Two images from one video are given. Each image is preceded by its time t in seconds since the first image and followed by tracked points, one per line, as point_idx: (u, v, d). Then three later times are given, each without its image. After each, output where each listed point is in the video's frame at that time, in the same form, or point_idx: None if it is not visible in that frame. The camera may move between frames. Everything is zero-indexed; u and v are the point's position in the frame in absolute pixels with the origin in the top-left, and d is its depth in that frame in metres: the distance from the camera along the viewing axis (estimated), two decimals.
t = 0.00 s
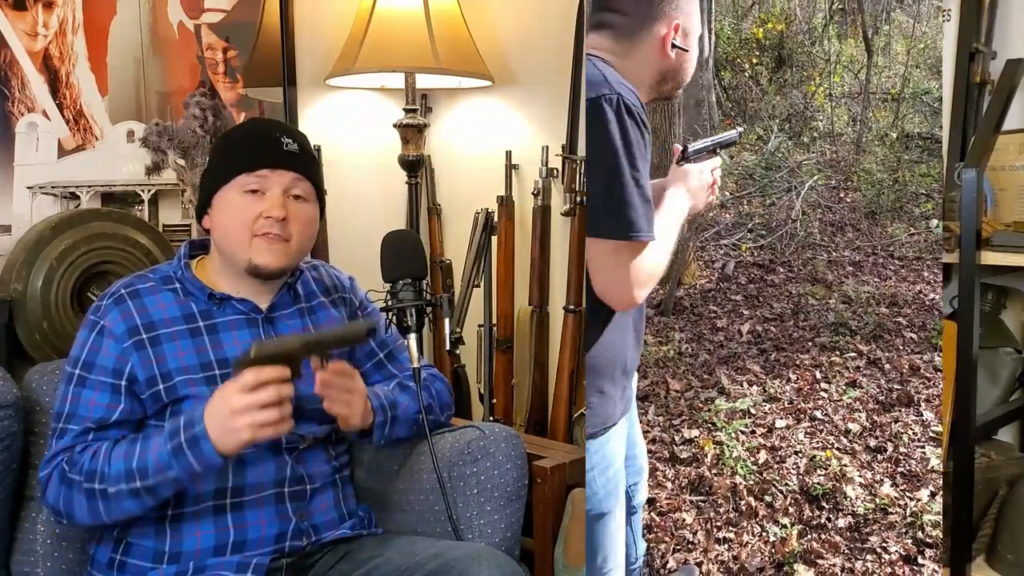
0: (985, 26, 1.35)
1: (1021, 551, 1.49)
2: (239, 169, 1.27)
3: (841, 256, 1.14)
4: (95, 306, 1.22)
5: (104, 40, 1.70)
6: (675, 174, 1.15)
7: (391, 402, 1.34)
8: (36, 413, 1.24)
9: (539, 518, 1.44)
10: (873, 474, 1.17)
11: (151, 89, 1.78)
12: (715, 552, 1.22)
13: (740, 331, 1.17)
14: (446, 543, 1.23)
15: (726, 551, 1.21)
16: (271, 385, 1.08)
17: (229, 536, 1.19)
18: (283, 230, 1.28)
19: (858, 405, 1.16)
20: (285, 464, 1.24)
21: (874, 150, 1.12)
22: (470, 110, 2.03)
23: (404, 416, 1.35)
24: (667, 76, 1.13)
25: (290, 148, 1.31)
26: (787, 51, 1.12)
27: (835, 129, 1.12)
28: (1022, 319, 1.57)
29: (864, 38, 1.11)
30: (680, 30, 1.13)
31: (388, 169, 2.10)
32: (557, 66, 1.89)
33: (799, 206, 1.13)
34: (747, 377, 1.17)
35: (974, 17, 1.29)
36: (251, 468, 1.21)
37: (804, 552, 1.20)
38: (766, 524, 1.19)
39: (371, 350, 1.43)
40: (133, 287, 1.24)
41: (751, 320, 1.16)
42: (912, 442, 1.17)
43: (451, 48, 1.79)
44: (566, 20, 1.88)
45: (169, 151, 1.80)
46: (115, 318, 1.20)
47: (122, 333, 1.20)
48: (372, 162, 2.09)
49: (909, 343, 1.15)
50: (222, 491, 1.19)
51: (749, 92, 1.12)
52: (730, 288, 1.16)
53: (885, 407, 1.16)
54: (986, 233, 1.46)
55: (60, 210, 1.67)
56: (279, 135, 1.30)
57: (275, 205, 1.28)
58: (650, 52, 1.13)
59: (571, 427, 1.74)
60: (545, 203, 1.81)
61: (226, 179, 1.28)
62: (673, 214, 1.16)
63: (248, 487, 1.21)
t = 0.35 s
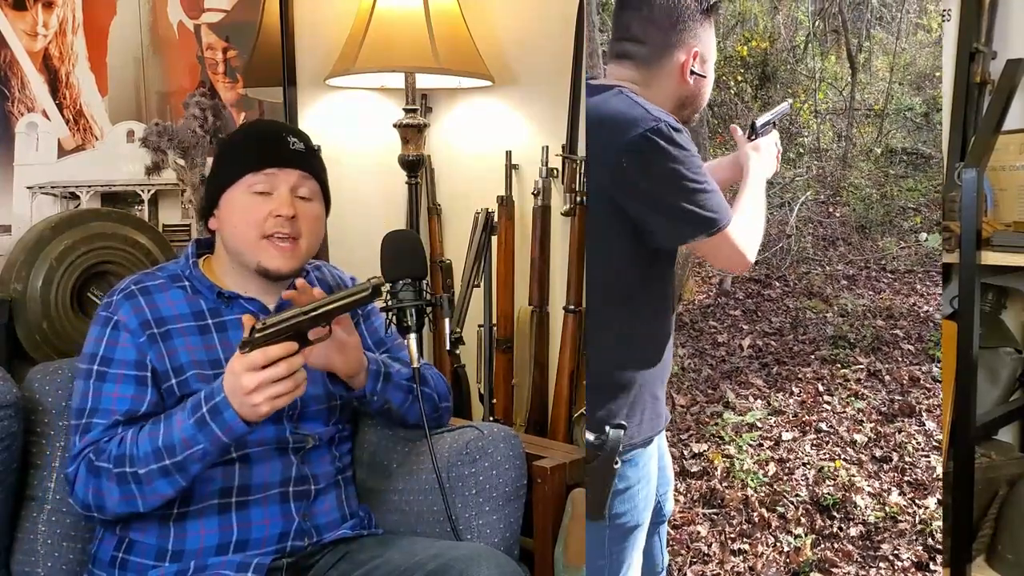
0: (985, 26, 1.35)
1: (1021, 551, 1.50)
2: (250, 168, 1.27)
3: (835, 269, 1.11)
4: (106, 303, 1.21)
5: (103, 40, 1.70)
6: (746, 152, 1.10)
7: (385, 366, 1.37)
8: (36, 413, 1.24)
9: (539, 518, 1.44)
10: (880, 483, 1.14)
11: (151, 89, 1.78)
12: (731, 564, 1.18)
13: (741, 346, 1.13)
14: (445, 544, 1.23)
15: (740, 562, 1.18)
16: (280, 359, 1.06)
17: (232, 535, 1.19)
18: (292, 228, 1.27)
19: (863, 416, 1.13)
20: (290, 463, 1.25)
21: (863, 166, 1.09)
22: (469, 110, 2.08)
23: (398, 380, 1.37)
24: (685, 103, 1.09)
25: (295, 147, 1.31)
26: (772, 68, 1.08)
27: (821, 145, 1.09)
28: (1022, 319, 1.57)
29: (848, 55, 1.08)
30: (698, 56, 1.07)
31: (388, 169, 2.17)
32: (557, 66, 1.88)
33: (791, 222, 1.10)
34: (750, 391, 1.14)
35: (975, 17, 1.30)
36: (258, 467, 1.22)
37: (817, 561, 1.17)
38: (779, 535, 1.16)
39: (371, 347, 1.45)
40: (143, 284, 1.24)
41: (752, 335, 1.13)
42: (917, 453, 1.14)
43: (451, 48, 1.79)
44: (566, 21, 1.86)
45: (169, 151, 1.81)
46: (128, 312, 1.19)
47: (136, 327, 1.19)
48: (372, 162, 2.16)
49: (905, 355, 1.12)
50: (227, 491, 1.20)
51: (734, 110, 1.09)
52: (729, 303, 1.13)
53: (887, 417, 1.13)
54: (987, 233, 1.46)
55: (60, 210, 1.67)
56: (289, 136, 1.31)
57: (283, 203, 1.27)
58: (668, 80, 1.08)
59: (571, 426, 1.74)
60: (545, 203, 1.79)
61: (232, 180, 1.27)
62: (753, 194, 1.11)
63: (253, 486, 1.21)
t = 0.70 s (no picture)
0: (985, 26, 1.36)
1: (1021, 551, 1.49)
2: (268, 167, 1.26)
3: (829, 284, 1.02)
4: (114, 301, 1.20)
5: (104, 40, 1.70)
6: (800, 134, 1.01)
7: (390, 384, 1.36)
8: (36, 413, 1.23)
9: (539, 517, 1.44)
10: (888, 500, 1.05)
11: (151, 89, 1.78)
12: None
13: (742, 364, 1.06)
14: (445, 543, 1.23)
15: None
16: (294, 360, 1.07)
17: (232, 535, 1.19)
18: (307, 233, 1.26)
19: (868, 433, 1.03)
20: (292, 463, 1.25)
21: (853, 186, 1.00)
22: (469, 110, 2.08)
23: (403, 402, 1.36)
24: (684, 129, 1.04)
25: (315, 151, 1.30)
26: (759, 87, 1.01)
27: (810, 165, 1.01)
28: (1023, 319, 1.56)
29: (837, 73, 0.99)
30: (696, 81, 1.03)
31: (388, 169, 2.20)
32: (557, 66, 1.88)
33: (786, 239, 1.02)
34: (754, 410, 1.06)
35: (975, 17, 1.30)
36: (260, 467, 1.22)
37: None
38: (791, 553, 1.08)
39: (372, 348, 1.45)
40: (152, 282, 1.23)
41: (753, 352, 1.05)
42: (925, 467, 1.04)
43: (451, 48, 1.79)
44: (565, 20, 1.86)
45: (169, 151, 1.81)
46: (137, 311, 1.19)
47: (145, 326, 1.18)
48: (372, 162, 2.18)
49: (905, 370, 1.02)
50: (229, 491, 1.20)
51: (723, 128, 1.03)
52: (727, 321, 1.06)
53: (892, 434, 1.03)
54: (987, 233, 1.46)
55: (60, 210, 1.67)
56: (310, 139, 1.30)
57: (300, 206, 1.26)
58: (664, 104, 1.04)
59: (571, 426, 1.74)
60: (545, 203, 1.78)
61: (251, 178, 1.26)
62: (797, 171, 1.01)
63: (255, 485, 1.21)
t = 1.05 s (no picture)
0: (985, 26, 1.38)
1: (1021, 551, 1.48)
2: (269, 168, 1.26)
3: (764, 298, 1.30)
4: (115, 299, 1.21)
5: (103, 40, 1.70)
6: (764, 143, 1.29)
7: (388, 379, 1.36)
8: (36, 413, 1.23)
9: (539, 518, 1.43)
10: (844, 509, 1.31)
11: (151, 89, 1.78)
12: None
13: (684, 383, 1.31)
14: (445, 543, 1.23)
15: None
16: (293, 352, 1.07)
17: (232, 535, 1.19)
18: (308, 233, 1.26)
19: (815, 444, 1.30)
20: (292, 463, 1.25)
21: (775, 200, 1.30)
22: (469, 110, 2.08)
23: (402, 398, 1.36)
24: (654, 134, 1.28)
25: (318, 153, 1.30)
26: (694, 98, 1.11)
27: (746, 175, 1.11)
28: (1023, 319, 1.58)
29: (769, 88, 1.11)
30: (661, 90, 1.28)
31: (388, 169, 2.21)
32: (557, 66, 1.88)
33: (718, 253, 1.30)
34: (699, 429, 1.31)
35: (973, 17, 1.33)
36: (259, 466, 1.22)
37: None
38: (754, 571, 1.33)
39: (371, 347, 1.45)
40: (152, 281, 1.23)
41: (691, 370, 1.31)
42: (875, 474, 1.31)
43: (451, 48, 1.79)
44: (565, 20, 1.86)
45: (169, 151, 1.81)
46: (137, 309, 1.19)
47: (145, 324, 1.18)
48: (372, 162, 2.19)
49: (844, 376, 1.30)
50: (229, 491, 1.19)
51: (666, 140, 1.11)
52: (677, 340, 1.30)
53: (837, 442, 1.30)
54: (987, 232, 1.47)
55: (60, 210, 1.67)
56: (313, 141, 1.30)
57: (301, 207, 1.26)
58: (630, 110, 1.28)
59: (571, 426, 1.73)
60: (545, 203, 1.77)
61: (253, 178, 1.26)
62: (766, 169, 1.29)
63: (255, 485, 1.21)
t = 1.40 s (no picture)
0: (985, 26, 1.38)
1: (1021, 551, 1.49)
2: (265, 167, 1.26)
3: (710, 314, 1.26)
4: (114, 300, 1.21)
5: (103, 40, 1.70)
6: (745, 158, 1.23)
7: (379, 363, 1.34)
8: (36, 413, 1.23)
9: (539, 517, 1.43)
10: (822, 518, 1.27)
11: (151, 89, 1.78)
12: None
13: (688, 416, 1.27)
14: (445, 543, 1.23)
15: None
16: (290, 357, 1.07)
17: (232, 535, 1.19)
18: (307, 230, 1.26)
19: (781, 459, 1.26)
20: (291, 463, 1.25)
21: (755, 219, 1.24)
22: (469, 110, 2.09)
23: (393, 381, 1.35)
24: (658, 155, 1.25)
25: (313, 150, 1.30)
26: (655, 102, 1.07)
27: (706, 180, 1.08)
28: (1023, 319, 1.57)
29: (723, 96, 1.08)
30: (666, 107, 1.25)
31: (388, 169, 2.20)
32: (557, 65, 1.88)
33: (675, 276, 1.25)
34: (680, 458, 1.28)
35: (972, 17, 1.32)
36: (259, 466, 1.22)
37: None
38: None
39: (371, 347, 1.45)
40: (151, 281, 1.23)
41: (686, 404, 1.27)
42: (847, 481, 1.25)
43: (451, 48, 1.79)
44: (566, 20, 1.86)
45: (169, 151, 1.81)
46: (136, 310, 1.19)
47: (144, 324, 1.18)
48: (372, 162, 2.19)
49: (802, 388, 1.24)
50: (229, 491, 1.19)
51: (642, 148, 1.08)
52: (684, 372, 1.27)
53: (804, 454, 1.25)
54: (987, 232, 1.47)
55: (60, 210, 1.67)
56: (307, 138, 1.30)
57: (299, 204, 1.26)
58: (636, 131, 1.25)
59: (571, 426, 1.73)
60: (545, 203, 1.78)
61: (249, 177, 1.26)
62: (754, 185, 1.23)
63: (254, 485, 1.21)
